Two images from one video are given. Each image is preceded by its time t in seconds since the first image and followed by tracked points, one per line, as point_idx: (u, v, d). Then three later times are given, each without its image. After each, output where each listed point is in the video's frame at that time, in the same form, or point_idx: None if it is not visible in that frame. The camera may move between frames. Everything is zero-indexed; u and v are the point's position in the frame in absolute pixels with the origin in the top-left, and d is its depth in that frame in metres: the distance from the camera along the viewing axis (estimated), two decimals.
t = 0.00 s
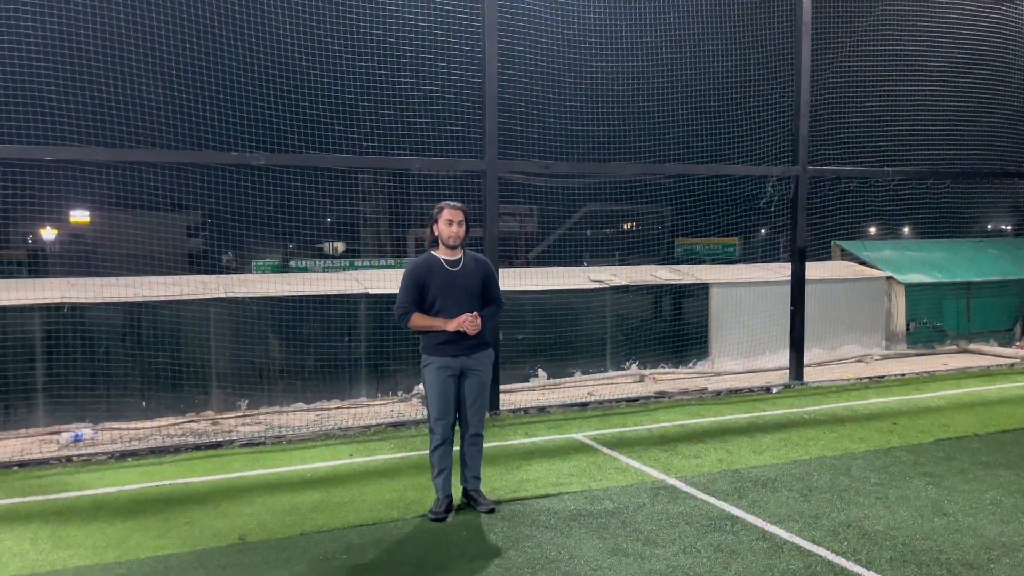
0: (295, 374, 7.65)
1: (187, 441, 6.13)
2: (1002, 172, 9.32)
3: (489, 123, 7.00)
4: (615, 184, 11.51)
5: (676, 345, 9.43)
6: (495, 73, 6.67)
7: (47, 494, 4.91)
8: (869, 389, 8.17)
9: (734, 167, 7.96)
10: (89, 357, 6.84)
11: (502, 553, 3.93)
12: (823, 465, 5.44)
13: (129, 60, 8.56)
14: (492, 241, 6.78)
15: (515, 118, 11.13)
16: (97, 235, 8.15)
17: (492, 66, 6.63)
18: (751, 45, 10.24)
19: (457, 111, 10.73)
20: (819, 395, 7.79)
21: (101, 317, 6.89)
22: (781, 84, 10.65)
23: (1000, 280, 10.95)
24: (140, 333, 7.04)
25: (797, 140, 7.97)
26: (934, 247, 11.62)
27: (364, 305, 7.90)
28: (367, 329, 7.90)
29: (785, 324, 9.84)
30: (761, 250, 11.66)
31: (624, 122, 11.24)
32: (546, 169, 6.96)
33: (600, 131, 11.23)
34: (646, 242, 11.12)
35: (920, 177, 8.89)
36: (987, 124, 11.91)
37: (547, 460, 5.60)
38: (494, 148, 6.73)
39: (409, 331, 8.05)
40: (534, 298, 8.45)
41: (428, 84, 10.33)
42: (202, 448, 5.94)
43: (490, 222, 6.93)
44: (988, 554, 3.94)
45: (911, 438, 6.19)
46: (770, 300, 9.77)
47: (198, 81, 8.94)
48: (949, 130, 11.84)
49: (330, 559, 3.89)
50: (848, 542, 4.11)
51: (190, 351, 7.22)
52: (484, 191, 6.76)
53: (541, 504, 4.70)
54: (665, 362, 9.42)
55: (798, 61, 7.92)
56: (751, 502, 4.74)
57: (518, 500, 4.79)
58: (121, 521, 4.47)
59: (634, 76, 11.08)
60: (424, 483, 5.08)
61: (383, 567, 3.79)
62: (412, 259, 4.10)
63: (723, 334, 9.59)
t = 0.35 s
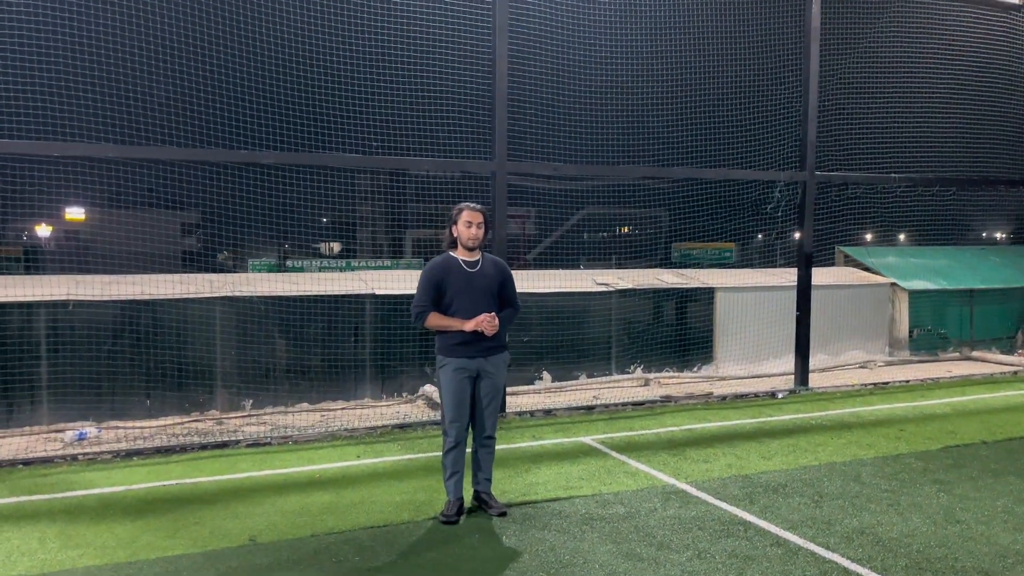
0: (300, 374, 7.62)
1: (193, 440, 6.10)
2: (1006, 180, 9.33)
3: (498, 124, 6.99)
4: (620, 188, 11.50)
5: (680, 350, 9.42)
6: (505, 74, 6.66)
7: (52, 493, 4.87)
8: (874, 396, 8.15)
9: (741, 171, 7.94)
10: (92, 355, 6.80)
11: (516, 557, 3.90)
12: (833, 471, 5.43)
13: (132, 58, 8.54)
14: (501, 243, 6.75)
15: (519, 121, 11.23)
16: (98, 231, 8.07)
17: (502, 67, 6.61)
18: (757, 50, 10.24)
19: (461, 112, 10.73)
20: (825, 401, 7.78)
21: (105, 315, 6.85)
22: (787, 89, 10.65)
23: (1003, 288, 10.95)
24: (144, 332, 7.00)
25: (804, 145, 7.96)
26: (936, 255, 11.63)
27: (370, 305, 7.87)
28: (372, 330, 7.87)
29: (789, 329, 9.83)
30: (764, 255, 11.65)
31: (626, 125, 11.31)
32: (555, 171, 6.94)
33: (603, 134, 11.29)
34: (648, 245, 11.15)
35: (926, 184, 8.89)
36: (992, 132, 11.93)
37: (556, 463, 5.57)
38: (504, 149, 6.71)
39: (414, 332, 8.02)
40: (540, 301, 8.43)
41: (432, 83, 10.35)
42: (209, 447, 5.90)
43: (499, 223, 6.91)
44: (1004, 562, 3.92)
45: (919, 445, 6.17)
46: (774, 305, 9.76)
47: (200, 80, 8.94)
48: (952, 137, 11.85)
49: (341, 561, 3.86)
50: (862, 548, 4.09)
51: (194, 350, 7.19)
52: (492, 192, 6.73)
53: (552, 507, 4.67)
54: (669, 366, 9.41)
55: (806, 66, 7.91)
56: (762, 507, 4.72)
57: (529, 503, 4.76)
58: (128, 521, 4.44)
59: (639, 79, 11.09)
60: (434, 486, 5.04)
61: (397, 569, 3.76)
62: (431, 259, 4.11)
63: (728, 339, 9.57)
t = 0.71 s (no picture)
0: (291, 373, 7.57)
1: (184, 439, 6.03)
2: (993, 189, 9.44)
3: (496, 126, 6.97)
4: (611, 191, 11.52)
5: (670, 354, 9.47)
6: (504, 76, 6.64)
7: (42, 492, 4.79)
8: (864, 401, 8.21)
9: (735, 177, 7.96)
10: (82, 352, 6.72)
11: (518, 559, 3.88)
12: (828, 476, 5.46)
13: (116, 54, 8.48)
14: (498, 244, 6.73)
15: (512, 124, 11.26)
16: (75, 227, 8.02)
17: (502, 67, 6.59)
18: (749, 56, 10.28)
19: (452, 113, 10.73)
20: (816, 406, 7.83)
21: (95, 312, 6.76)
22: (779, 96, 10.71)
23: (988, 296, 11.08)
24: (134, 329, 6.92)
25: (798, 152, 8.01)
26: (923, 263, 11.76)
27: (363, 305, 7.82)
28: (365, 330, 7.82)
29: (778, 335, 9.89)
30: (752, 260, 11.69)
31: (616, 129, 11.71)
32: (552, 173, 6.93)
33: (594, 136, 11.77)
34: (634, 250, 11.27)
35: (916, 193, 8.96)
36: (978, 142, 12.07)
37: (553, 466, 5.57)
38: (501, 151, 6.70)
39: (407, 332, 8.00)
40: (533, 304, 8.42)
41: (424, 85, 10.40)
42: (201, 447, 5.84)
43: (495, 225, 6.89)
44: (1001, 567, 3.95)
45: (911, 451, 6.22)
46: (763, 310, 9.81)
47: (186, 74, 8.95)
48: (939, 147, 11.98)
49: (341, 563, 3.82)
50: (862, 553, 4.11)
51: (185, 347, 7.12)
52: (490, 194, 6.71)
53: (551, 510, 4.66)
54: (660, 370, 9.44)
55: (801, 74, 7.95)
56: (761, 511, 4.73)
57: (528, 505, 4.75)
58: (122, 520, 4.37)
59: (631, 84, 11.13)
60: (430, 487, 5.02)
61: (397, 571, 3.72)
62: (436, 259, 4.12)
63: (718, 344, 9.62)
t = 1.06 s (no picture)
0: (283, 378, 7.53)
1: (175, 444, 5.98)
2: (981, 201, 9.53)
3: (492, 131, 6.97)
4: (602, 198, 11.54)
5: (661, 362, 9.49)
6: (500, 82, 6.66)
7: (32, 497, 4.73)
8: (853, 410, 8.26)
9: (728, 185, 8.00)
10: (72, 354, 6.66)
11: (515, 566, 3.87)
12: (820, 484, 5.48)
13: (99, 54, 8.46)
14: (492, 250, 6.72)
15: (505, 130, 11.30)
16: (59, 228, 7.95)
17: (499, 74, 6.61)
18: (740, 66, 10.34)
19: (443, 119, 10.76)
20: (806, 415, 7.87)
21: (85, 315, 6.72)
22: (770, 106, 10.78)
23: (973, 307, 11.19)
24: (124, 331, 6.86)
25: (790, 162, 8.06)
26: (910, 272, 11.87)
27: (356, 310, 7.81)
28: (357, 335, 7.81)
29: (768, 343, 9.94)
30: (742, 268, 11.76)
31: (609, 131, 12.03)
32: (547, 180, 6.95)
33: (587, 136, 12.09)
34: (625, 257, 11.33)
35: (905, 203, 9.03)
36: (966, 154, 12.20)
37: (547, 473, 5.56)
38: (497, 158, 6.71)
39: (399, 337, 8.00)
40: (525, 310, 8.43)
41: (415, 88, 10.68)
42: (192, 451, 5.79)
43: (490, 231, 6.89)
44: None
45: (902, 460, 6.26)
46: (753, 319, 9.86)
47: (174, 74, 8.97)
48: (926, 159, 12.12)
49: (338, 570, 3.78)
50: (857, 562, 4.12)
51: (175, 350, 7.07)
52: (485, 200, 6.71)
53: (546, 517, 4.65)
54: (650, 378, 9.46)
55: (794, 83, 8.01)
56: (755, 519, 4.74)
57: (523, 512, 4.74)
58: (114, 525, 4.32)
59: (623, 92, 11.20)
60: (425, 493, 4.99)
61: None
62: (437, 265, 4.11)
63: (708, 351, 9.65)
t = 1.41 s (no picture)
0: (270, 386, 7.48)
1: (160, 452, 5.92)
2: (966, 212, 9.61)
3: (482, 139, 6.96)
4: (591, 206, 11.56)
5: (649, 370, 9.50)
6: (490, 90, 6.65)
7: (15, 505, 4.67)
8: (840, 419, 8.28)
9: (717, 194, 8.02)
10: (56, 361, 6.60)
11: None
12: (809, 494, 5.48)
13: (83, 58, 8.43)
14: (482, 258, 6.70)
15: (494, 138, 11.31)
16: (44, 233, 7.88)
17: (489, 82, 6.60)
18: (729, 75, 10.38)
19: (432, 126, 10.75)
20: (794, 424, 7.88)
21: (70, 321, 6.66)
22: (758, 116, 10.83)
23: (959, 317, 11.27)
24: (109, 338, 6.80)
25: (779, 172, 8.10)
26: (896, 282, 11.93)
27: (344, 317, 7.77)
28: (345, 343, 7.77)
29: (756, 352, 9.96)
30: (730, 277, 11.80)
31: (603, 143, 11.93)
32: (537, 188, 6.93)
33: (577, 149, 11.99)
34: (613, 265, 11.36)
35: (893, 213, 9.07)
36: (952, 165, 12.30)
37: (536, 482, 5.53)
38: (487, 166, 6.70)
39: (387, 344, 7.97)
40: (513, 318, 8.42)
41: (407, 98, 10.66)
42: (178, 460, 5.73)
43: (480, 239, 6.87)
44: None
45: (889, 469, 6.28)
46: (741, 327, 9.88)
47: (160, 80, 8.93)
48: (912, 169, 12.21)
49: None
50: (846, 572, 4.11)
51: (161, 358, 7.01)
52: (475, 207, 6.69)
53: (534, 527, 4.62)
54: (638, 387, 9.46)
55: (783, 93, 8.05)
56: (744, 529, 4.73)
57: (511, 522, 4.72)
58: (99, 535, 4.26)
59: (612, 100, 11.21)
60: (414, 503, 4.96)
61: None
62: (432, 272, 4.10)
63: (696, 360, 9.66)
